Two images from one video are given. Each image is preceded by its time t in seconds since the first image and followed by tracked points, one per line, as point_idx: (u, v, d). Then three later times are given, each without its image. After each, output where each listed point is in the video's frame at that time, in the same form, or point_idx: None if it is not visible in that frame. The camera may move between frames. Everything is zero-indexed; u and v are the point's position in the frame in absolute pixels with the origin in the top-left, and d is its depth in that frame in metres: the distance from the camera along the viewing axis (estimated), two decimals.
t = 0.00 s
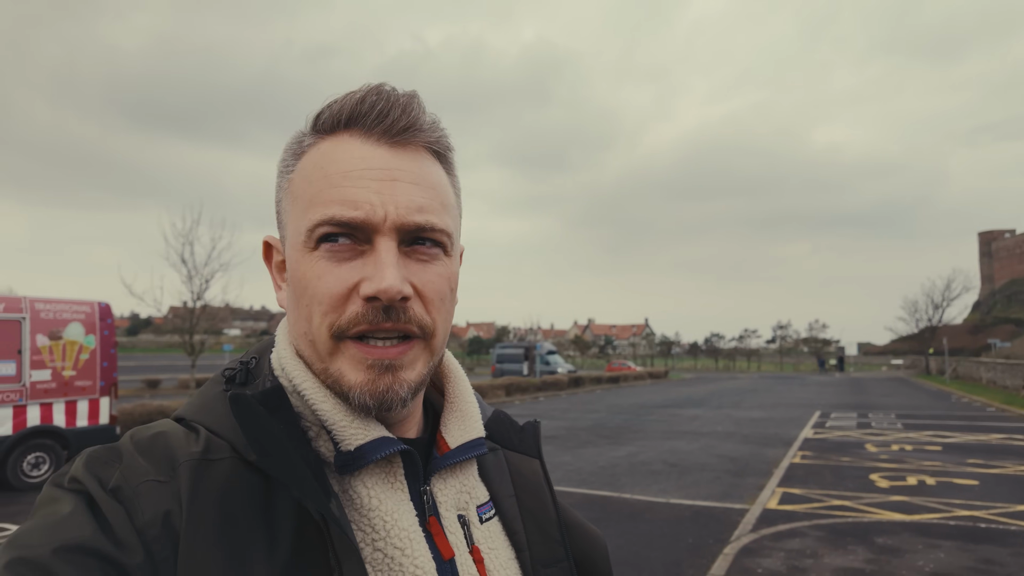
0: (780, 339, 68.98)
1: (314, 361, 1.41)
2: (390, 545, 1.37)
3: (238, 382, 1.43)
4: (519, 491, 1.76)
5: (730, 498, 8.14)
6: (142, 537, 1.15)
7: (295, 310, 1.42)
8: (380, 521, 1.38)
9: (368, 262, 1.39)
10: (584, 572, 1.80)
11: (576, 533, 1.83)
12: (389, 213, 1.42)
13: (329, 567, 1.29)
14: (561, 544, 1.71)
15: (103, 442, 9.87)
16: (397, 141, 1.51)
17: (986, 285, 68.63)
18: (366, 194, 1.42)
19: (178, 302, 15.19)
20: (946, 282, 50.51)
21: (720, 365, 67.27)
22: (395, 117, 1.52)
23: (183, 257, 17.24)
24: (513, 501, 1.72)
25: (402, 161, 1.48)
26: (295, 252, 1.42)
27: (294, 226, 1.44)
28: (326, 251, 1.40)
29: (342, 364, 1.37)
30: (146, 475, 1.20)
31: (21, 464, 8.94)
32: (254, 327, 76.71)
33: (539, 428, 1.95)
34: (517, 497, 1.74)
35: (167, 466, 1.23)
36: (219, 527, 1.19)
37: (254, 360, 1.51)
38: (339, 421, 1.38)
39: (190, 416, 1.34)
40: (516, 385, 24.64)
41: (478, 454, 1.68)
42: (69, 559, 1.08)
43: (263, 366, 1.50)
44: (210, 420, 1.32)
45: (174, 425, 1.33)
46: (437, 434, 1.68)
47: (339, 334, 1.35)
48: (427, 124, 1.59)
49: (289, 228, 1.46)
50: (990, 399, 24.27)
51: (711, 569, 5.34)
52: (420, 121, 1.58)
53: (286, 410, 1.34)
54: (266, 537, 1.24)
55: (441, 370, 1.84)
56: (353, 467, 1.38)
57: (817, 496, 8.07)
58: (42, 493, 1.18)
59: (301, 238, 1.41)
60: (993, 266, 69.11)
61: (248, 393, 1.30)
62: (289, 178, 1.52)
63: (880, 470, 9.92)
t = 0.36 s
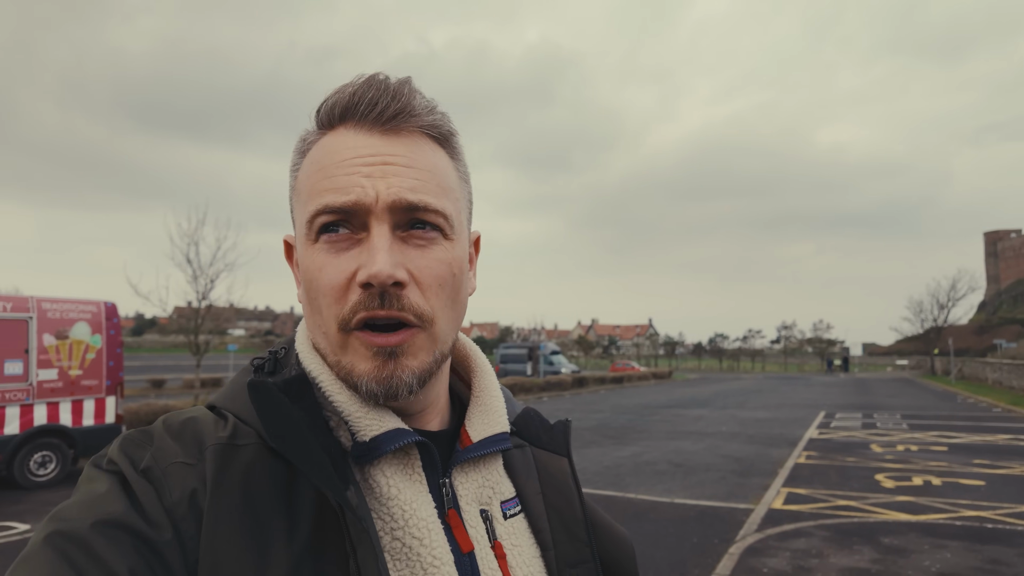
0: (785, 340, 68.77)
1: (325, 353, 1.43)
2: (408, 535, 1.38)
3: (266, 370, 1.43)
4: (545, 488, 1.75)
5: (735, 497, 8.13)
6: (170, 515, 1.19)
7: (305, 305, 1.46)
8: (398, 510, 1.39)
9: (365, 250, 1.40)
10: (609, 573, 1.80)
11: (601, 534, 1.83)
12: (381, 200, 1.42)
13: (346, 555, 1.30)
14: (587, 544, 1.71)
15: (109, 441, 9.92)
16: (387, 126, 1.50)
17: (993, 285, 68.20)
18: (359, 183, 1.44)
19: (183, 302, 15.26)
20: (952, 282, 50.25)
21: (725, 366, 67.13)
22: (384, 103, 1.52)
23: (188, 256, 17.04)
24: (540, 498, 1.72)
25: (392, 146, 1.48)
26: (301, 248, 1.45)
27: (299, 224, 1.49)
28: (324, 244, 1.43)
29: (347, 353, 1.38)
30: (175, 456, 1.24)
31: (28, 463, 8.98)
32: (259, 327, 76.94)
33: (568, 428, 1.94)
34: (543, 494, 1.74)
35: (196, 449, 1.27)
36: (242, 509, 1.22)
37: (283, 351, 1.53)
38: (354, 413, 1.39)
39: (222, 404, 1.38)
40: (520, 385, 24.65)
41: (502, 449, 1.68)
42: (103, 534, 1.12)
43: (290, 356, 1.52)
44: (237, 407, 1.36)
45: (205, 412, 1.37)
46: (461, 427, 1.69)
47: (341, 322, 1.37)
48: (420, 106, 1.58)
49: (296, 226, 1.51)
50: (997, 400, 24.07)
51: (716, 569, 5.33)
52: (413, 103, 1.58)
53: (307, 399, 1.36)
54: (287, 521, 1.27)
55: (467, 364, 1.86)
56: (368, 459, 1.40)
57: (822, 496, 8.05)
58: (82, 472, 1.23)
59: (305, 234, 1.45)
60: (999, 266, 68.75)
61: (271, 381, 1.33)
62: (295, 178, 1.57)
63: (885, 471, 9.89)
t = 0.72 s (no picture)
0: (787, 340, 68.65)
1: (344, 382, 1.44)
2: (422, 546, 1.38)
3: (281, 386, 1.44)
4: (556, 499, 1.76)
5: (740, 499, 8.11)
6: (192, 527, 1.19)
7: (321, 334, 1.45)
8: (412, 522, 1.40)
9: (387, 284, 1.40)
10: None
11: (613, 543, 1.84)
12: (402, 234, 1.41)
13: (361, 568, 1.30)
14: (600, 554, 1.72)
15: (112, 442, 9.93)
16: (401, 156, 1.49)
17: (996, 286, 68.00)
18: (378, 217, 1.42)
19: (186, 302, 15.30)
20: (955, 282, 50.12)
21: (727, 366, 67.02)
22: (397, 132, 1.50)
23: (191, 257, 16.37)
24: (552, 510, 1.72)
25: (409, 178, 1.47)
26: (317, 278, 1.44)
27: (313, 253, 1.46)
28: (343, 278, 1.41)
29: (370, 383, 1.39)
30: (194, 471, 1.24)
31: (32, 465, 9.01)
32: (261, 329, 77.10)
33: (579, 438, 1.94)
34: (555, 506, 1.74)
35: (214, 462, 1.27)
36: (259, 523, 1.22)
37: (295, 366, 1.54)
38: (367, 427, 1.41)
39: (239, 420, 1.38)
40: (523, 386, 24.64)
41: (512, 461, 1.68)
42: (128, 547, 1.14)
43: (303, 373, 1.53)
44: (254, 423, 1.35)
45: (223, 427, 1.37)
46: (472, 440, 1.69)
47: (364, 357, 1.37)
48: (432, 132, 1.57)
49: (308, 254, 1.48)
50: (1001, 401, 23.95)
51: (720, 571, 5.32)
52: (424, 128, 1.56)
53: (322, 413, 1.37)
54: (304, 534, 1.27)
55: (477, 377, 1.86)
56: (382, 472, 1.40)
57: (827, 498, 8.03)
58: (105, 488, 1.24)
59: (320, 265, 1.43)
60: (1002, 266, 68.52)
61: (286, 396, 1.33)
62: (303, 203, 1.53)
63: (890, 472, 9.86)
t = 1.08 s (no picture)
0: (789, 342, 68.54)
1: (363, 360, 1.41)
2: (415, 534, 1.39)
3: (274, 376, 1.48)
4: (566, 487, 1.74)
5: (745, 501, 8.09)
6: (183, 514, 1.19)
7: (340, 310, 1.41)
8: (404, 510, 1.40)
9: (419, 259, 1.40)
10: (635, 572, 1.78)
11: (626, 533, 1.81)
12: (437, 211, 1.43)
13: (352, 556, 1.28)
14: (611, 543, 1.69)
15: (117, 443, 9.94)
16: (432, 137, 1.52)
17: (999, 288, 67.91)
18: (414, 192, 1.43)
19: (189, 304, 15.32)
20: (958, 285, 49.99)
21: (730, 369, 66.92)
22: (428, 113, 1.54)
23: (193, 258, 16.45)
24: (560, 497, 1.71)
25: (441, 157, 1.50)
26: (339, 252, 1.40)
27: (335, 226, 1.42)
28: (373, 252, 1.39)
29: (393, 360, 1.38)
30: (184, 459, 1.26)
31: (37, 465, 9.02)
32: (263, 332, 77.33)
33: (593, 425, 1.91)
34: (564, 493, 1.73)
35: (204, 452, 1.28)
36: (248, 510, 1.22)
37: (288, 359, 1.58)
38: (362, 410, 1.40)
39: (232, 413, 1.39)
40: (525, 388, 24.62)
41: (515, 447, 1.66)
42: (122, 534, 1.13)
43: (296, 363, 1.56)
44: (247, 415, 1.37)
45: (217, 421, 1.38)
46: (473, 427, 1.69)
47: (394, 331, 1.36)
48: (455, 119, 1.61)
49: (328, 227, 1.44)
50: (1005, 403, 23.90)
51: (727, 572, 5.31)
52: (449, 113, 1.60)
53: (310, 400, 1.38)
54: (295, 521, 1.26)
55: (479, 365, 1.86)
56: (375, 455, 1.40)
57: (832, 500, 8.01)
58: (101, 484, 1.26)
59: (344, 237, 1.39)
60: (1005, 268, 68.39)
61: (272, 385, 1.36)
62: (320, 176, 1.50)
63: (895, 474, 9.83)
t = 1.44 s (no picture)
0: (791, 338, 68.51)
1: (361, 358, 1.38)
2: (401, 547, 1.38)
3: (249, 387, 1.50)
4: (556, 487, 1.77)
5: (748, 497, 8.11)
6: (149, 539, 1.18)
7: (338, 306, 1.38)
8: (389, 523, 1.39)
9: (428, 254, 1.39)
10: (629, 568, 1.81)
11: (619, 529, 1.84)
12: (447, 205, 1.43)
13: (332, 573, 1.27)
14: (604, 541, 1.72)
15: (121, 439, 9.96)
16: (440, 132, 1.54)
17: (1000, 284, 67.93)
18: (424, 185, 1.43)
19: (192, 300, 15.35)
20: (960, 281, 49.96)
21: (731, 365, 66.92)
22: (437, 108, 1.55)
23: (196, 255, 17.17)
24: (551, 499, 1.74)
25: (449, 153, 1.51)
26: (341, 244, 1.37)
27: (335, 216, 1.39)
28: (380, 245, 1.37)
29: (395, 361, 1.37)
30: (151, 479, 1.23)
31: (42, 461, 9.05)
32: (264, 328, 77.38)
33: (582, 421, 1.94)
34: (555, 494, 1.76)
35: (173, 470, 1.26)
36: (219, 531, 1.20)
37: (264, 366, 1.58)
38: (344, 418, 1.39)
39: (205, 425, 1.38)
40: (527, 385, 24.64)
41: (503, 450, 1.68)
42: (78, 566, 1.12)
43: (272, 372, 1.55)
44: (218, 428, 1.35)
45: (190, 433, 1.37)
46: (460, 431, 1.68)
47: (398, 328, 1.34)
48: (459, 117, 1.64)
49: (327, 218, 1.41)
50: (1006, 399, 23.96)
51: (731, 568, 5.32)
52: (453, 110, 1.63)
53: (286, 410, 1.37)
54: (270, 541, 1.25)
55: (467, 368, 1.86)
56: (358, 466, 1.38)
57: (835, 496, 8.03)
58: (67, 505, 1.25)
59: (348, 230, 1.37)
60: (1006, 264, 68.33)
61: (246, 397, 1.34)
62: (319, 164, 1.47)
63: (897, 470, 9.85)
